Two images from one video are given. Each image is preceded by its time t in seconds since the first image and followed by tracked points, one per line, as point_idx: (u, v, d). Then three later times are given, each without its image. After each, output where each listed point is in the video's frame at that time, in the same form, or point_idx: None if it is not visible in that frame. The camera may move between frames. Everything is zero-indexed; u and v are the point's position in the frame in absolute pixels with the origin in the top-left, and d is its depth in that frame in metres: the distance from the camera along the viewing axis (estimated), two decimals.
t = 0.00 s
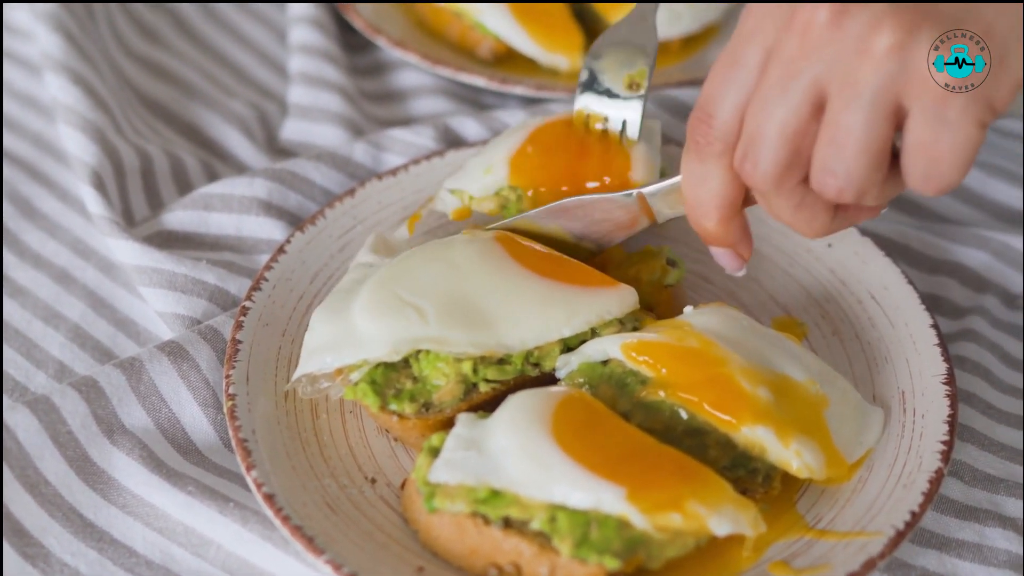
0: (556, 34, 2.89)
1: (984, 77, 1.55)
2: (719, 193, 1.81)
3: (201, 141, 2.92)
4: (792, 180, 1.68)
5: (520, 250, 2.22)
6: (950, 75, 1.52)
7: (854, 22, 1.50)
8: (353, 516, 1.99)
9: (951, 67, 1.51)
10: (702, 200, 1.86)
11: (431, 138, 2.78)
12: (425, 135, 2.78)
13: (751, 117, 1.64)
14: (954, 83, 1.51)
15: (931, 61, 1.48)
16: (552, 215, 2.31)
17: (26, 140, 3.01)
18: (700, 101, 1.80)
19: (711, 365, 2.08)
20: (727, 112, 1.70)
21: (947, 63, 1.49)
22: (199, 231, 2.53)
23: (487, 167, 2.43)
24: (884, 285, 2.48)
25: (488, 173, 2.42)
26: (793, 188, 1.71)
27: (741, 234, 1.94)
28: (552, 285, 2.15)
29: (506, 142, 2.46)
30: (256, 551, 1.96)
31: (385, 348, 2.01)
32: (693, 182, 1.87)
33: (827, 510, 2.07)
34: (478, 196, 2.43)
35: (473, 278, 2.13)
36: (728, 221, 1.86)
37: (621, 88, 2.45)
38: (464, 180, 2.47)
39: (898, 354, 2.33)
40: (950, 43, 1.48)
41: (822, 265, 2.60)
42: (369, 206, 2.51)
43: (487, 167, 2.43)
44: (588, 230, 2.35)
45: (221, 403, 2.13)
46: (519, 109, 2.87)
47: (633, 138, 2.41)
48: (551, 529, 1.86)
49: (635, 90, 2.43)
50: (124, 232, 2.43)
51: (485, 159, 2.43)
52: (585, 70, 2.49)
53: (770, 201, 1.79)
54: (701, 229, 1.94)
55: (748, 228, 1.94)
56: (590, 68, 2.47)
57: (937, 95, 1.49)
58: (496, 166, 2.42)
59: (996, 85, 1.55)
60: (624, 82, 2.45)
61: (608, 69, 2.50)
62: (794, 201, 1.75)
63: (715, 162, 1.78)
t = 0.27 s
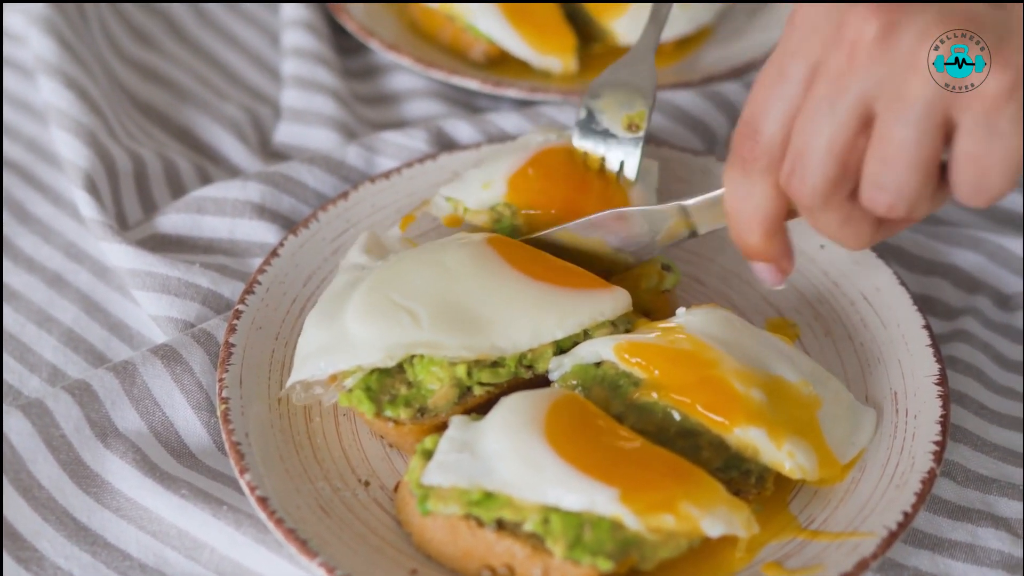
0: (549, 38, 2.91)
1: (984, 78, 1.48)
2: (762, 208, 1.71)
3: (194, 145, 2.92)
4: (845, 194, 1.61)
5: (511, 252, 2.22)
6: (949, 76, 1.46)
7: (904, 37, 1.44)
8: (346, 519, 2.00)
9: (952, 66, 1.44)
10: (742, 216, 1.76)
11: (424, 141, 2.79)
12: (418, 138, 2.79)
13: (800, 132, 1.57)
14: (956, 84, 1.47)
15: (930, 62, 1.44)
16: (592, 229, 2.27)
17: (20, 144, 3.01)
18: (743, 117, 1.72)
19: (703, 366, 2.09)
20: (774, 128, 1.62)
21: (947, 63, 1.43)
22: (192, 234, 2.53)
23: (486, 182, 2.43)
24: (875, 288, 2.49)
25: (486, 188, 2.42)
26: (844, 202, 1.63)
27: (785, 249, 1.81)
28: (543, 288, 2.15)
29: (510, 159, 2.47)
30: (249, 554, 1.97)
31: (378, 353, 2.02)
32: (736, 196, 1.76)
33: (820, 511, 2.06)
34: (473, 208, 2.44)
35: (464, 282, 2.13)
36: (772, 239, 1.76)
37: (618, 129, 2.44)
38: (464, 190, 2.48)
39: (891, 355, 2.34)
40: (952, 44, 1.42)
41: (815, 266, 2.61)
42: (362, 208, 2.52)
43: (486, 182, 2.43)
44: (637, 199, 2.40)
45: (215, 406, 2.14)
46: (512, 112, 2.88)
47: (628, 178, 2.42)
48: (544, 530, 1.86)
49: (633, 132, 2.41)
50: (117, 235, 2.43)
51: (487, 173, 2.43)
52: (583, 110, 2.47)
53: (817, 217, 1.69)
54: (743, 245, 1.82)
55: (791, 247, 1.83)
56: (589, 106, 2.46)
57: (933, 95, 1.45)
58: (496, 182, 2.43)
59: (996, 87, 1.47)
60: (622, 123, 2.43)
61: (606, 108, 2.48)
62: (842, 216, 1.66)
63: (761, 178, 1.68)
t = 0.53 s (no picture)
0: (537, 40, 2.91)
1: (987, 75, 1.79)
2: (762, 116, 1.67)
3: (183, 148, 2.92)
4: (846, 107, 1.64)
5: (479, 257, 2.22)
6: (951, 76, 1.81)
7: None
8: (335, 520, 2.00)
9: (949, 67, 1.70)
10: (743, 125, 1.71)
11: (413, 143, 2.80)
12: (406, 140, 2.80)
13: (806, 39, 1.56)
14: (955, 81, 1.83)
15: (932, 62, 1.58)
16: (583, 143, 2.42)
17: (8, 148, 3.01)
18: (747, 22, 1.69)
19: (691, 366, 2.10)
20: (777, 32, 1.59)
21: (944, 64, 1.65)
22: (181, 237, 2.53)
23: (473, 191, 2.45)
24: (864, 286, 2.49)
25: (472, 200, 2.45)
26: (843, 113, 1.66)
27: (779, 160, 1.75)
28: (516, 288, 2.17)
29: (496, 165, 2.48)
30: (239, 556, 1.97)
31: (359, 367, 2.00)
32: (732, 109, 1.72)
33: (808, 510, 2.07)
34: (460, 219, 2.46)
35: (436, 289, 2.13)
36: (766, 146, 1.71)
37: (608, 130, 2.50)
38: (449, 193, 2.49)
39: (879, 354, 2.34)
40: (950, 43, 1.56)
41: (803, 266, 2.62)
42: (351, 210, 2.52)
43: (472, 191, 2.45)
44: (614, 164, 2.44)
45: (203, 408, 2.14)
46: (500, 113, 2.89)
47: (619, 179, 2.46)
48: (534, 531, 1.85)
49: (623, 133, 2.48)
50: (105, 238, 2.43)
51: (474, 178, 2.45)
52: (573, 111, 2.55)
53: (815, 128, 1.72)
54: (739, 155, 1.77)
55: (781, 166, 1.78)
56: (578, 107, 2.53)
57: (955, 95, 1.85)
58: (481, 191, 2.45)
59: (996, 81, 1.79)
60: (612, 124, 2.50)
61: (595, 111, 2.56)
62: (843, 127, 1.72)
63: (762, 87, 1.65)
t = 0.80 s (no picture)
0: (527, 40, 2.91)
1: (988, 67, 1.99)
2: (841, 46, 1.93)
3: (174, 149, 2.93)
4: (924, 39, 1.90)
5: (470, 257, 2.23)
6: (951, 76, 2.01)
7: None
8: (326, 520, 2.00)
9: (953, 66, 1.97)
10: (818, 58, 1.97)
11: (403, 143, 2.82)
12: (396, 140, 2.82)
13: None
14: (953, 81, 2.02)
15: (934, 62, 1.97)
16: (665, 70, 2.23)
17: None
18: None
19: (681, 365, 2.10)
20: None
21: (948, 63, 1.97)
22: (171, 237, 2.54)
23: (465, 185, 2.45)
24: (854, 285, 2.49)
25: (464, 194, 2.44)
26: (922, 46, 1.91)
27: (849, 96, 2.01)
28: (506, 287, 2.17)
29: (488, 161, 2.48)
30: (229, 556, 1.97)
31: (350, 368, 2.00)
32: (811, 36, 1.98)
33: (797, 509, 2.08)
34: (451, 212, 2.46)
35: (427, 289, 2.13)
36: (842, 80, 1.98)
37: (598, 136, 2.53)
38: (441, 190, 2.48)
39: (868, 353, 2.35)
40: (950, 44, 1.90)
41: (793, 265, 2.62)
42: (341, 211, 2.54)
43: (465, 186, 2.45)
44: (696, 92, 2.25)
45: (194, 409, 2.14)
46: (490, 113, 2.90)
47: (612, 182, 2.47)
48: (524, 530, 1.86)
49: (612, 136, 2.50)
50: (96, 239, 2.43)
51: (466, 177, 2.44)
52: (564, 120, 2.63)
53: (891, 58, 1.96)
54: (809, 85, 2.02)
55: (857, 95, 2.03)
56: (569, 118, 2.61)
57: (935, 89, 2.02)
58: (473, 185, 2.45)
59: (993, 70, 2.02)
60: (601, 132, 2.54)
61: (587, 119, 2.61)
62: (917, 62, 1.95)
63: (842, 18, 1.91)
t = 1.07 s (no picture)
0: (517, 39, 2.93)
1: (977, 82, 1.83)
2: (805, 96, 1.96)
3: (165, 148, 2.94)
4: (888, 88, 1.83)
5: (459, 255, 2.23)
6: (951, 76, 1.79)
7: None
8: (316, 517, 2.01)
9: (952, 65, 1.77)
10: (785, 106, 2.00)
11: (393, 142, 2.83)
12: (386, 139, 2.83)
13: (849, 32, 1.78)
14: (954, 83, 1.80)
15: (932, 62, 1.76)
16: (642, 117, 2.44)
17: None
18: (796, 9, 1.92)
19: (671, 362, 2.10)
20: (828, 19, 1.81)
21: (947, 63, 1.76)
22: (161, 236, 2.55)
23: (462, 196, 2.42)
24: (843, 282, 2.51)
25: (462, 206, 2.41)
26: (886, 96, 1.85)
27: (815, 147, 2.04)
28: (496, 285, 2.18)
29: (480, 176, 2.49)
30: (219, 554, 1.97)
31: (339, 366, 2.01)
32: (780, 86, 2.01)
33: (787, 505, 2.08)
34: (445, 223, 2.42)
35: (416, 287, 2.14)
36: (807, 129, 2.01)
37: (601, 104, 2.62)
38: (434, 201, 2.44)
39: (857, 349, 2.36)
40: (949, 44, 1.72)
41: (782, 262, 2.63)
42: (331, 209, 2.55)
43: (463, 199, 2.42)
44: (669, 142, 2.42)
45: (184, 406, 2.16)
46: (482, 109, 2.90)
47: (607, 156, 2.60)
48: (513, 527, 1.86)
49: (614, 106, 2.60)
50: (86, 238, 2.44)
51: (463, 188, 2.41)
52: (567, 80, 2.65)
53: (859, 108, 1.92)
54: (777, 134, 2.07)
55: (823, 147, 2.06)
56: (573, 80, 2.63)
57: (937, 95, 1.79)
58: (471, 197, 2.42)
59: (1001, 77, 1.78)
60: (606, 96, 2.62)
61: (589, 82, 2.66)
62: (883, 110, 1.88)
63: (808, 66, 1.92)
